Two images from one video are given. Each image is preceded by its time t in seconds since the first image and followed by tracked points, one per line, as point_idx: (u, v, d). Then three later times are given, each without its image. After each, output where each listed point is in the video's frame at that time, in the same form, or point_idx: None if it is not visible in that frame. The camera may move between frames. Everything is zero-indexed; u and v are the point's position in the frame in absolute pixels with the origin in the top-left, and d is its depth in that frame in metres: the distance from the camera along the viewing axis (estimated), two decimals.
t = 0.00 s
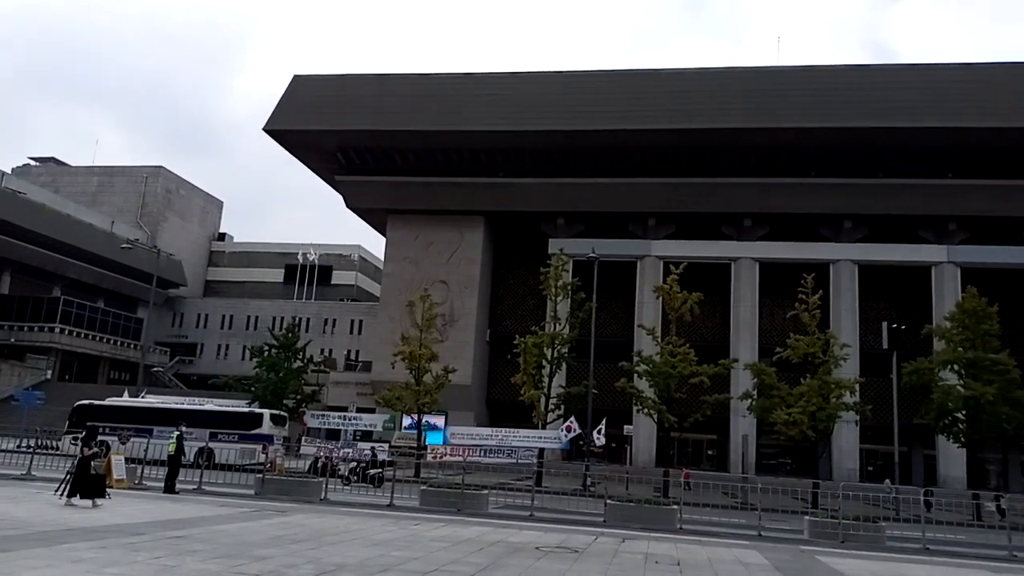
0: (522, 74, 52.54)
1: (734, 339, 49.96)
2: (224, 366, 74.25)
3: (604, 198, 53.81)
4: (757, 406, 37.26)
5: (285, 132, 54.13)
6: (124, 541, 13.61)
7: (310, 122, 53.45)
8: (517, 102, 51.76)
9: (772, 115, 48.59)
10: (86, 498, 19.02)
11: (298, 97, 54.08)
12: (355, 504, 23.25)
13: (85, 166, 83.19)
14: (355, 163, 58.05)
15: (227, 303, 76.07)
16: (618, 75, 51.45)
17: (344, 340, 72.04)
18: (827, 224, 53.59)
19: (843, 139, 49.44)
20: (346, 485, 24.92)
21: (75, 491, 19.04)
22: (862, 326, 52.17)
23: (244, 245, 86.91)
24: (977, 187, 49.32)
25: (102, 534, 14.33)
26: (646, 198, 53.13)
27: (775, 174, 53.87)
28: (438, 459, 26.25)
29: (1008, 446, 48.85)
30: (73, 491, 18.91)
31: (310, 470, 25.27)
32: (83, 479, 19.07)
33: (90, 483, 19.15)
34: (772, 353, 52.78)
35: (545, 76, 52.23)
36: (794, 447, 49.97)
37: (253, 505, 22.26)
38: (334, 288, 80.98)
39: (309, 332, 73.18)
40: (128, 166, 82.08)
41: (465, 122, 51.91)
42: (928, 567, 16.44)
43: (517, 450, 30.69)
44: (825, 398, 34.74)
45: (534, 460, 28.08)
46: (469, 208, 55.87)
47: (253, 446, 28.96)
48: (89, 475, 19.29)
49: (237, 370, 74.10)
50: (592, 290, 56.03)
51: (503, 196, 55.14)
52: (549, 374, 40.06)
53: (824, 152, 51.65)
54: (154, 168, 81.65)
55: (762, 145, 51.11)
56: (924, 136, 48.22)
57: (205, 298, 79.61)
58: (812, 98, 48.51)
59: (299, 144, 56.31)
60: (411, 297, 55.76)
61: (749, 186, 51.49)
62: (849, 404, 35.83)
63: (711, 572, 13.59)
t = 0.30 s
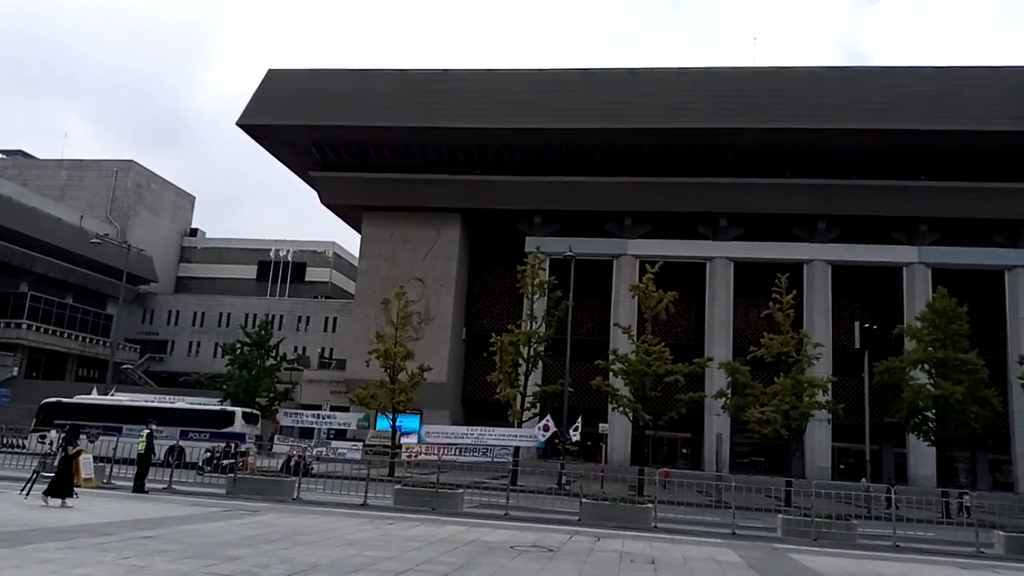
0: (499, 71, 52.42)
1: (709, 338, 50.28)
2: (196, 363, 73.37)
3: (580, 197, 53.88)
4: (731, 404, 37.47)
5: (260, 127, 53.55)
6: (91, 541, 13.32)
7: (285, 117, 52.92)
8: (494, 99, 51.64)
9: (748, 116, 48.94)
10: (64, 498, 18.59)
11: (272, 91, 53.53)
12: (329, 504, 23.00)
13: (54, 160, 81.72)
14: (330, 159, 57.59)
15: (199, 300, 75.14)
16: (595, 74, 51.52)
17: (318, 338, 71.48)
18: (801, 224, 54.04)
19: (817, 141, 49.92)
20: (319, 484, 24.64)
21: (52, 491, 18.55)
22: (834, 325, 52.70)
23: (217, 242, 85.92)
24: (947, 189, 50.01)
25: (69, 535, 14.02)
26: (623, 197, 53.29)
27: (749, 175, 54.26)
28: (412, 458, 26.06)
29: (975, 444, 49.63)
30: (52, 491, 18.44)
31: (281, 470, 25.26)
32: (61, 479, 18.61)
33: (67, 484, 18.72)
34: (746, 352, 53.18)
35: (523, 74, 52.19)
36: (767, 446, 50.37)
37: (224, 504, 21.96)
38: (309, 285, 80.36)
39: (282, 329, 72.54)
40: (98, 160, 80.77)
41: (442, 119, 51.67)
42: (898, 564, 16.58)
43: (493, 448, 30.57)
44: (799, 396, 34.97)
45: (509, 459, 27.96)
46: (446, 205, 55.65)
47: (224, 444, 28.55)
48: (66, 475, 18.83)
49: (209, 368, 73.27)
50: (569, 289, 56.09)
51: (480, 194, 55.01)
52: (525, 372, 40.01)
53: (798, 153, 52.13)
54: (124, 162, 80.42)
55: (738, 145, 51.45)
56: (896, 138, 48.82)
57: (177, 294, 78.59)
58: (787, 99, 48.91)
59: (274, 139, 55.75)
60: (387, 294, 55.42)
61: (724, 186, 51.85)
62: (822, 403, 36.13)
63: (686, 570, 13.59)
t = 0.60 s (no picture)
0: (473, 68, 52.37)
1: (680, 337, 50.73)
2: (163, 360, 72.41)
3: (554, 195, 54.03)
4: (701, 402, 37.85)
5: (231, 121, 52.97)
6: (57, 540, 13.12)
7: (257, 112, 52.42)
8: (469, 97, 51.60)
9: (720, 116, 49.41)
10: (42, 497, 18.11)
11: (244, 85, 52.98)
12: (299, 502, 22.85)
13: (17, 152, 80.10)
14: (302, 155, 57.15)
15: (167, 296, 74.16)
16: (569, 73, 51.69)
17: (289, 335, 70.92)
18: (771, 224, 54.67)
19: (788, 142, 50.57)
20: (289, 482, 24.44)
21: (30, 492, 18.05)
22: (802, 325, 53.42)
23: (185, 237, 84.82)
24: (913, 191, 50.92)
25: (35, 534, 13.80)
26: (596, 196, 53.56)
27: (721, 175, 54.79)
28: (383, 455, 25.99)
29: (938, 442, 50.61)
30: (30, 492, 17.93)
31: (251, 467, 25.06)
32: (39, 479, 18.12)
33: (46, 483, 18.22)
34: (716, 350, 53.72)
35: (498, 72, 52.22)
36: (736, 443, 50.96)
37: (192, 502, 21.72)
38: (279, 282, 79.68)
39: (252, 326, 71.86)
40: (64, 153, 79.33)
41: (416, 116, 51.51)
42: (862, 558, 16.90)
43: (464, 446, 30.56)
44: (767, 394, 35.46)
45: (481, 456, 27.97)
46: (419, 202, 55.49)
47: (192, 441, 28.22)
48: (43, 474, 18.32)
49: (177, 365, 72.38)
50: (542, 287, 56.27)
51: (453, 191, 54.94)
52: (497, 370, 40.06)
53: (769, 154, 52.76)
54: (91, 156, 79.08)
55: (710, 145, 51.93)
56: (864, 140, 49.59)
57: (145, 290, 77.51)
58: (758, 100, 49.45)
59: (245, 134, 55.22)
60: (359, 291, 55.15)
61: (696, 186, 52.32)
62: (789, 400, 36.65)
63: (657, 565, 13.75)
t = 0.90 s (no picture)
0: (439, 65, 52.15)
1: (642, 336, 51.12)
2: (119, 356, 70.97)
3: (519, 193, 54.10)
4: (663, 401, 38.16)
5: (191, 114, 52.08)
6: (6, 540, 12.79)
7: (219, 104, 51.62)
8: (434, 93, 51.40)
9: (684, 118, 49.89)
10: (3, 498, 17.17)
11: (205, 77, 52.12)
12: (257, 501, 22.58)
13: None
14: (264, 149, 56.41)
15: (124, 291, 72.68)
16: (536, 71, 51.74)
17: (249, 332, 69.98)
18: (733, 225, 55.38)
19: (750, 144, 51.25)
20: (248, 481, 24.11)
21: None
22: (762, 325, 54.19)
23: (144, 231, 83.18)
24: (871, 195, 51.97)
25: None
26: (561, 194, 53.76)
27: (684, 176, 55.34)
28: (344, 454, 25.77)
29: (893, 440, 51.70)
30: None
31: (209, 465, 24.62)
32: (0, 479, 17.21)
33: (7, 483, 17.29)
34: (677, 349, 54.25)
35: (464, 69, 52.06)
36: (696, 441, 51.50)
37: (147, 501, 21.33)
38: (240, 278, 78.59)
39: (212, 322, 70.78)
40: (17, 143, 77.26)
41: (381, 112, 51.15)
42: (817, 555, 17.21)
43: (427, 444, 30.43)
44: (727, 393, 35.88)
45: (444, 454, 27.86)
46: (383, 199, 55.13)
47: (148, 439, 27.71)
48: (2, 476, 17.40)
49: (133, 361, 71.02)
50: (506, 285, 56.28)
51: (418, 188, 54.69)
52: (461, 368, 39.96)
53: (731, 156, 53.41)
54: (46, 146, 77.08)
55: (674, 146, 52.41)
56: (824, 144, 50.46)
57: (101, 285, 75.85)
58: (721, 102, 50.04)
59: (206, 127, 54.34)
60: (322, 288, 54.62)
61: (660, 186, 52.78)
62: (749, 399, 37.10)
63: (616, 563, 13.85)
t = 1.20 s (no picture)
0: (405, 62, 51.96)
1: (603, 335, 51.58)
2: (73, 352, 69.48)
3: (483, 193, 54.21)
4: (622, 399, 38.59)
5: (151, 106, 51.19)
6: None
7: (179, 98, 50.80)
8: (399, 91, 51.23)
9: (647, 121, 50.45)
10: None
11: (165, 70, 51.25)
12: (215, 499, 22.35)
13: None
14: (225, 143, 55.66)
15: (78, 285, 71.11)
16: (501, 71, 51.84)
17: (207, 329, 69.01)
18: (693, 228, 56.16)
19: (711, 148, 52.02)
20: (206, 479, 23.82)
21: None
22: (721, 326, 55.05)
23: (99, 224, 81.43)
24: (827, 200, 53.11)
25: None
26: (524, 195, 53.98)
27: (647, 178, 55.94)
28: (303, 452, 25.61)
29: (845, 439, 52.91)
30: None
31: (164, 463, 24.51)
32: None
33: None
34: (638, 349, 54.84)
35: (430, 68, 51.95)
36: (655, 440, 52.17)
37: (102, 499, 20.99)
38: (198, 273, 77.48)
39: (169, 319, 69.63)
40: None
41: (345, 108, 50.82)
42: (771, 551, 17.63)
43: (388, 441, 30.35)
44: (685, 392, 36.42)
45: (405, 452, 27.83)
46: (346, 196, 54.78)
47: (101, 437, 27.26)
48: None
49: (87, 358, 69.58)
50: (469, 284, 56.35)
51: (381, 186, 54.47)
52: (423, 366, 39.92)
53: (693, 159, 54.14)
54: None
55: (637, 148, 52.96)
56: (783, 149, 51.43)
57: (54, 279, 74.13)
58: (684, 106, 50.70)
59: (165, 120, 53.44)
60: (283, 285, 54.09)
61: (622, 188, 53.30)
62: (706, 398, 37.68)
63: (575, 560, 14.04)
